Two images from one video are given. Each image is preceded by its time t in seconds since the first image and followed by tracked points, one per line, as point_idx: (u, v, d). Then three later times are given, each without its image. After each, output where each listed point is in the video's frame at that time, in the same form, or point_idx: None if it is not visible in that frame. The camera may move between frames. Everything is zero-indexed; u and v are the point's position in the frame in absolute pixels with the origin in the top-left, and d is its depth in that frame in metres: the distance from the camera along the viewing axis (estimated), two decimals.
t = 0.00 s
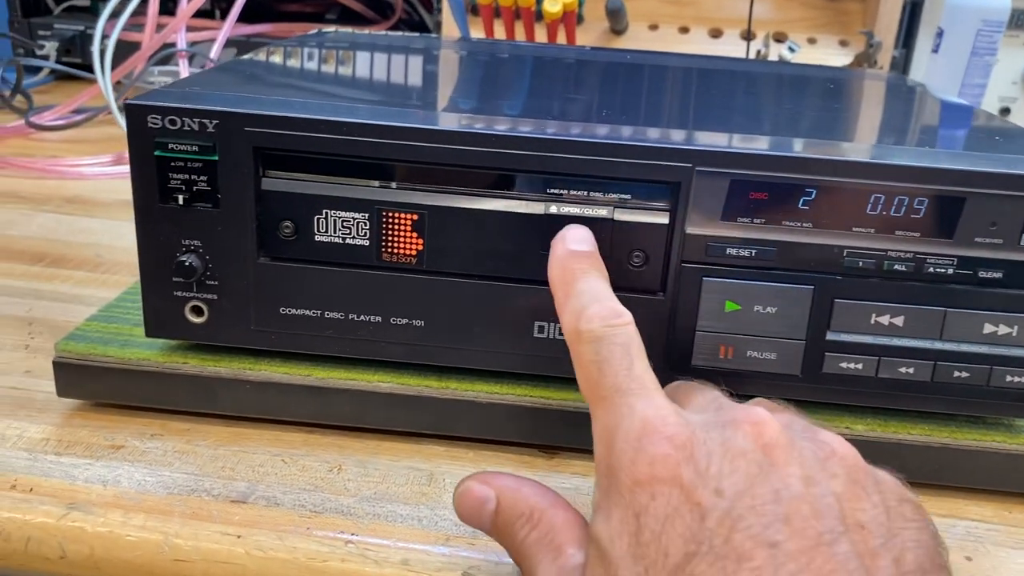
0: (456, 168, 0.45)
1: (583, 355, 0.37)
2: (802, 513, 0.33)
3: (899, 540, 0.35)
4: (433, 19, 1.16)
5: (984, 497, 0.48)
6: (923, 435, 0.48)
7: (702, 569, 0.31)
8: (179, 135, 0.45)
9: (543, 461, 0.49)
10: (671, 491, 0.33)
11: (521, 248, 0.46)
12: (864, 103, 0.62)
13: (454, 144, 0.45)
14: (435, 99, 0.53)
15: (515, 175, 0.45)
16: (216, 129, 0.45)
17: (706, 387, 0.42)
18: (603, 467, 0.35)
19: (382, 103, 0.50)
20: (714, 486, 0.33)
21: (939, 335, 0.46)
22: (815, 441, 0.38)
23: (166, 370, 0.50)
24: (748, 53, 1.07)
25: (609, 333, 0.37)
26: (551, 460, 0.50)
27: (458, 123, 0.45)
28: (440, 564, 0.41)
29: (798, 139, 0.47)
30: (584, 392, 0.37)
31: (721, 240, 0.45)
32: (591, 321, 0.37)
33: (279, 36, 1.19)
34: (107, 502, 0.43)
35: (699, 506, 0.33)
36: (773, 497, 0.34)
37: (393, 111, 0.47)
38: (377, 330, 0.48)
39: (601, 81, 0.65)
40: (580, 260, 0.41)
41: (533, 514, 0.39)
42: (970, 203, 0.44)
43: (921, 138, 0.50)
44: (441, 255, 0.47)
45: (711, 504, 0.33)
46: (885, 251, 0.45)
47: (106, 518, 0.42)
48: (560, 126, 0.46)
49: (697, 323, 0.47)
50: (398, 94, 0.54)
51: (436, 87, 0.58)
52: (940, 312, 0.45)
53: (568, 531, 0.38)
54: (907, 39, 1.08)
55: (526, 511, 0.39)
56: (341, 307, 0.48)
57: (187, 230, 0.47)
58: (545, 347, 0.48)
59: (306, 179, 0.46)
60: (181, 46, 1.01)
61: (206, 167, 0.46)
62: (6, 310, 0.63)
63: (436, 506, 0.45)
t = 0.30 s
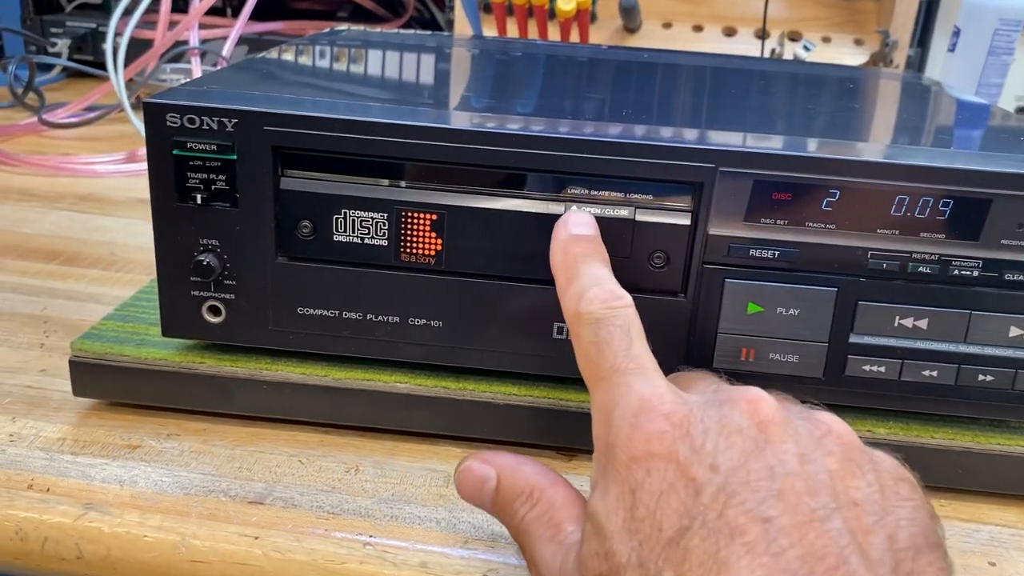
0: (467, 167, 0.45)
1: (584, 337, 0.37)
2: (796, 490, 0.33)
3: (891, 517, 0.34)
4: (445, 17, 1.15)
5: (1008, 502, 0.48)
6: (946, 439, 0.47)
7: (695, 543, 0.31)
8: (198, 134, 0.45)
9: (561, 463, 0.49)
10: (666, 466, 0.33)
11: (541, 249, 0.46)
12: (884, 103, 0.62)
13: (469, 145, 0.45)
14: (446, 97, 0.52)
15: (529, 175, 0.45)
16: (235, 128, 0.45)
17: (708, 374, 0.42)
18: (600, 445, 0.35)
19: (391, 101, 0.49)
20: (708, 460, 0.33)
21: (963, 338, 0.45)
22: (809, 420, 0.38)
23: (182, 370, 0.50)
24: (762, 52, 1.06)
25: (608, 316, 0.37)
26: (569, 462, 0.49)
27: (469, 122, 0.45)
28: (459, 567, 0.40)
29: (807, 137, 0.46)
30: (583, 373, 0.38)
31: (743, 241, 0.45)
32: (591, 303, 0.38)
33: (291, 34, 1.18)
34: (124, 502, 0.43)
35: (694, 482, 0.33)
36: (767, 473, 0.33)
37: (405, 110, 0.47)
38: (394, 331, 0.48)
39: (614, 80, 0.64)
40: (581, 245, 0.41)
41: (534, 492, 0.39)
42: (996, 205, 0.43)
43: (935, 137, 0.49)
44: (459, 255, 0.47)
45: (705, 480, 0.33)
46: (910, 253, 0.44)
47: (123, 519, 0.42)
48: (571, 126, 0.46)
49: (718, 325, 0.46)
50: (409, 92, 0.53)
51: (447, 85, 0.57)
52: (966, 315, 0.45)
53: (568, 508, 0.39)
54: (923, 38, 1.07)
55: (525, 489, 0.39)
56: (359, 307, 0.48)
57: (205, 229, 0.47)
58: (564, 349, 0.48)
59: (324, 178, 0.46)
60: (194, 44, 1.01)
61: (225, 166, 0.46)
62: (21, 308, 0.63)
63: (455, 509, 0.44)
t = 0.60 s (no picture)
0: (473, 165, 0.46)
1: (579, 354, 0.34)
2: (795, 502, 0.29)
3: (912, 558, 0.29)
4: (452, 16, 1.16)
5: (1013, 501, 0.48)
6: (951, 437, 0.47)
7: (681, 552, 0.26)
8: (209, 132, 0.46)
9: (568, 460, 0.49)
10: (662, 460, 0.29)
11: (548, 246, 0.46)
12: (891, 102, 0.62)
13: (475, 142, 0.45)
14: (452, 96, 0.53)
15: (537, 173, 0.45)
16: (246, 126, 0.46)
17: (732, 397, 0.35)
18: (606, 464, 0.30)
19: (398, 99, 0.50)
20: (745, 460, 0.30)
21: (968, 336, 0.45)
22: (819, 450, 0.33)
23: (192, 365, 0.50)
24: (770, 51, 1.07)
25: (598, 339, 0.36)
26: (575, 459, 0.50)
27: (476, 121, 0.46)
28: (466, 562, 0.41)
29: (814, 136, 0.47)
30: (577, 386, 0.33)
31: (749, 240, 0.45)
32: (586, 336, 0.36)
33: (299, 32, 1.19)
34: (135, 496, 0.44)
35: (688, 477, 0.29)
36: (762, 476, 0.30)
37: (412, 108, 0.48)
38: (403, 327, 0.49)
39: (619, 79, 0.65)
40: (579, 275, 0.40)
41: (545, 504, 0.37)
42: (1002, 204, 0.43)
43: (945, 137, 0.49)
44: (467, 253, 0.47)
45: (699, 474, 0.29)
46: (915, 252, 0.44)
47: (135, 513, 0.42)
48: (580, 124, 0.46)
49: (724, 322, 0.47)
50: (415, 90, 0.54)
51: (453, 84, 0.58)
52: (971, 314, 0.45)
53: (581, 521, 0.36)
54: (930, 38, 1.07)
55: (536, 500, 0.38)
56: (368, 304, 0.48)
57: (216, 226, 0.47)
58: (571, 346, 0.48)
59: (333, 176, 0.47)
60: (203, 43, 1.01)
61: (236, 164, 0.46)
62: (33, 304, 0.63)
63: (462, 504, 0.45)
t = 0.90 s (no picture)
0: (481, 160, 0.46)
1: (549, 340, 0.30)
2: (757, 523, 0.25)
3: None
4: (459, 13, 1.16)
5: (1019, 495, 0.48)
6: (957, 430, 0.48)
7: None
8: (223, 126, 0.46)
9: (576, 453, 0.50)
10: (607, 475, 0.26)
11: (557, 240, 0.47)
12: (898, 99, 0.62)
13: (483, 137, 0.45)
14: (461, 92, 0.53)
15: (544, 167, 0.46)
16: (259, 120, 0.46)
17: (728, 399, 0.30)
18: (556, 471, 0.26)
19: (409, 95, 0.51)
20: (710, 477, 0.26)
21: (974, 330, 0.46)
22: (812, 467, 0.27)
23: (205, 357, 0.51)
24: (776, 49, 1.07)
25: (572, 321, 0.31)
26: (583, 452, 0.50)
27: (484, 115, 0.46)
28: (476, 552, 0.41)
29: (820, 132, 0.47)
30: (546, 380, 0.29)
31: (757, 234, 0.45)
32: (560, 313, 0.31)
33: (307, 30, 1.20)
34: (148, 486, 0.44)
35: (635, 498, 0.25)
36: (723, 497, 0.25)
37: (420, 103, 0.48)
38: (413, 321, 0.49)
39: (626, 76, 0.65)
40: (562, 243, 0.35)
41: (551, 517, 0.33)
42: (1008, 199, 0.44)
43: (945, 133, 0.50)
44: (477, 246, 0.47)
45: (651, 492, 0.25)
46: (922, 246, 0.45)
47: (148, 503, 0.43)
48: (584, 119, 0.47)
49: (732, 316, 0.47)
50: (423, 88, 0.54)
51: (462, 81, 0.58)
52: (977, 308, 0.45)
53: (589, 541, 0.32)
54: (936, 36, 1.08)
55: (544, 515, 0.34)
56: (379, 298, 0.49)
57: (229, 219, 0.48)
58: (579, 339, 0.49)
59: (345, 170, 0.47)
60: (211, 40, 1.02)
61: (248, 158, 0.47)
62: (45, 298, 0.64)
63: (471, 495, 0.45)
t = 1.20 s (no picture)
0: (480, 157, 0.46)
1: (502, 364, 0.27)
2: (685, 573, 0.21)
3: None
4: (460, 12, 1.16)
5: (1015, 492, 0.48)
6: (953, 427, 0.48)
7: None
8: (222, 123, 0.47)
9: (573, 449, 0.50)
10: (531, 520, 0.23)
11: (555, 236, 0.47)
12: (897, 97, 0.62)
13: (480, 134, 0.46)
14: (461, 91, 0.54)
15: (542, 165, 0.46)
16: (257, 117, 0.46)
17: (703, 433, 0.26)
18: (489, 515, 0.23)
19: (408, 93, 0.51)
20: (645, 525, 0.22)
21: (970, 327, 0.46)
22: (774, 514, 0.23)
23: (204, 353, 0.51)
24: (777, 48, 1.07)
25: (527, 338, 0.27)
26: (581, 448, 0.50)
27: (484, 112, 0.46)
28: (472, 547, 0.41)
29: (820, 130, 0.47)
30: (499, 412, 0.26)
31: (753, 231, 0.46)
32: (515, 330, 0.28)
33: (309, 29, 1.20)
34: (147, 481, 0.44)
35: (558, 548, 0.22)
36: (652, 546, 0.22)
37: (419, 100, 0.48)
38: (411, 317, 0.49)
39: (627, 74, 0.65)
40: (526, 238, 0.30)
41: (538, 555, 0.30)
42: (1004, 196, 0.44)
43: (948, 131, 0.50)
44: (474, 243, 0.48)
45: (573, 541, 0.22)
46: (918, 243, 0.45)
47: (147, 497, 0.43)
48: (585, 116, 0.47)
49: (728, 313, 0.47)
50: (423, 87, 0.54)
51: (462, 79, 0.59)
52: (973, 305, 0.46)
53: None
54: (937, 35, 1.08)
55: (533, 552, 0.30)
56: (377, 294, 0.49)
57: (228, 216, 0.48)
58: (577, 336, 0.49)
59: (343, 167, 0.47)
60: (212, 38, 1.02)
61: (247, 155, 0.47)
62: (47, 294, 0.64)
63: (468, 490, 0.45)
